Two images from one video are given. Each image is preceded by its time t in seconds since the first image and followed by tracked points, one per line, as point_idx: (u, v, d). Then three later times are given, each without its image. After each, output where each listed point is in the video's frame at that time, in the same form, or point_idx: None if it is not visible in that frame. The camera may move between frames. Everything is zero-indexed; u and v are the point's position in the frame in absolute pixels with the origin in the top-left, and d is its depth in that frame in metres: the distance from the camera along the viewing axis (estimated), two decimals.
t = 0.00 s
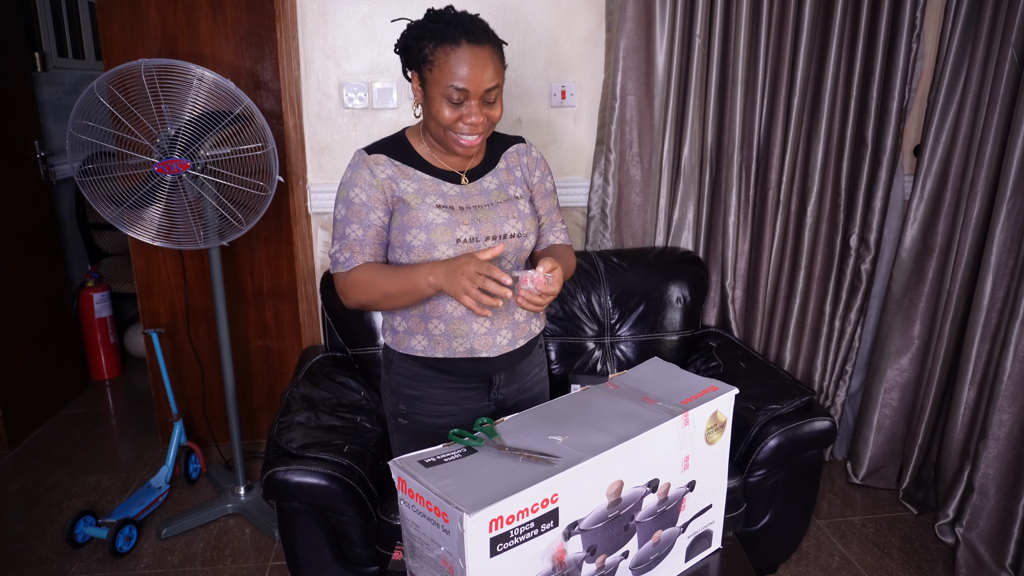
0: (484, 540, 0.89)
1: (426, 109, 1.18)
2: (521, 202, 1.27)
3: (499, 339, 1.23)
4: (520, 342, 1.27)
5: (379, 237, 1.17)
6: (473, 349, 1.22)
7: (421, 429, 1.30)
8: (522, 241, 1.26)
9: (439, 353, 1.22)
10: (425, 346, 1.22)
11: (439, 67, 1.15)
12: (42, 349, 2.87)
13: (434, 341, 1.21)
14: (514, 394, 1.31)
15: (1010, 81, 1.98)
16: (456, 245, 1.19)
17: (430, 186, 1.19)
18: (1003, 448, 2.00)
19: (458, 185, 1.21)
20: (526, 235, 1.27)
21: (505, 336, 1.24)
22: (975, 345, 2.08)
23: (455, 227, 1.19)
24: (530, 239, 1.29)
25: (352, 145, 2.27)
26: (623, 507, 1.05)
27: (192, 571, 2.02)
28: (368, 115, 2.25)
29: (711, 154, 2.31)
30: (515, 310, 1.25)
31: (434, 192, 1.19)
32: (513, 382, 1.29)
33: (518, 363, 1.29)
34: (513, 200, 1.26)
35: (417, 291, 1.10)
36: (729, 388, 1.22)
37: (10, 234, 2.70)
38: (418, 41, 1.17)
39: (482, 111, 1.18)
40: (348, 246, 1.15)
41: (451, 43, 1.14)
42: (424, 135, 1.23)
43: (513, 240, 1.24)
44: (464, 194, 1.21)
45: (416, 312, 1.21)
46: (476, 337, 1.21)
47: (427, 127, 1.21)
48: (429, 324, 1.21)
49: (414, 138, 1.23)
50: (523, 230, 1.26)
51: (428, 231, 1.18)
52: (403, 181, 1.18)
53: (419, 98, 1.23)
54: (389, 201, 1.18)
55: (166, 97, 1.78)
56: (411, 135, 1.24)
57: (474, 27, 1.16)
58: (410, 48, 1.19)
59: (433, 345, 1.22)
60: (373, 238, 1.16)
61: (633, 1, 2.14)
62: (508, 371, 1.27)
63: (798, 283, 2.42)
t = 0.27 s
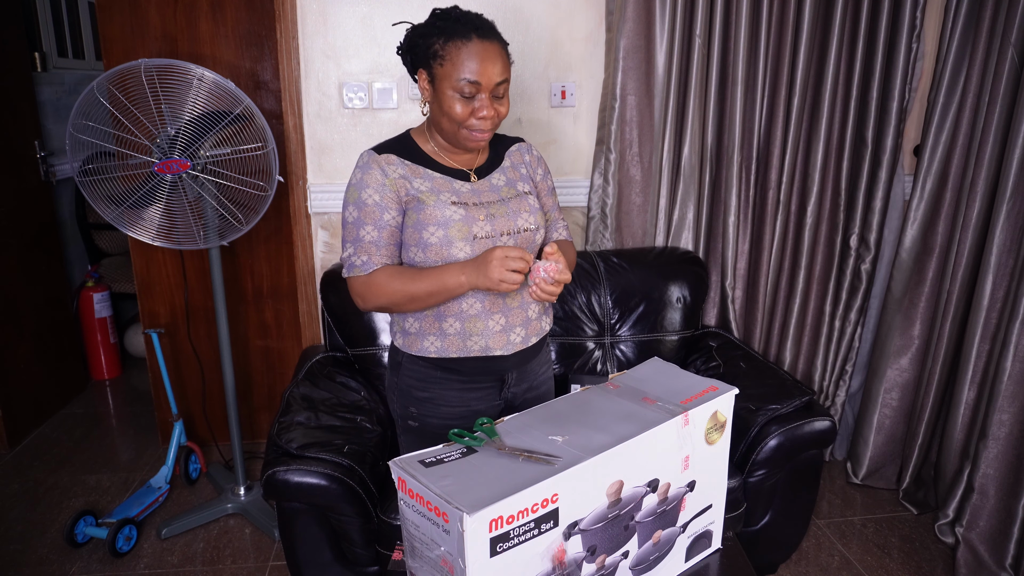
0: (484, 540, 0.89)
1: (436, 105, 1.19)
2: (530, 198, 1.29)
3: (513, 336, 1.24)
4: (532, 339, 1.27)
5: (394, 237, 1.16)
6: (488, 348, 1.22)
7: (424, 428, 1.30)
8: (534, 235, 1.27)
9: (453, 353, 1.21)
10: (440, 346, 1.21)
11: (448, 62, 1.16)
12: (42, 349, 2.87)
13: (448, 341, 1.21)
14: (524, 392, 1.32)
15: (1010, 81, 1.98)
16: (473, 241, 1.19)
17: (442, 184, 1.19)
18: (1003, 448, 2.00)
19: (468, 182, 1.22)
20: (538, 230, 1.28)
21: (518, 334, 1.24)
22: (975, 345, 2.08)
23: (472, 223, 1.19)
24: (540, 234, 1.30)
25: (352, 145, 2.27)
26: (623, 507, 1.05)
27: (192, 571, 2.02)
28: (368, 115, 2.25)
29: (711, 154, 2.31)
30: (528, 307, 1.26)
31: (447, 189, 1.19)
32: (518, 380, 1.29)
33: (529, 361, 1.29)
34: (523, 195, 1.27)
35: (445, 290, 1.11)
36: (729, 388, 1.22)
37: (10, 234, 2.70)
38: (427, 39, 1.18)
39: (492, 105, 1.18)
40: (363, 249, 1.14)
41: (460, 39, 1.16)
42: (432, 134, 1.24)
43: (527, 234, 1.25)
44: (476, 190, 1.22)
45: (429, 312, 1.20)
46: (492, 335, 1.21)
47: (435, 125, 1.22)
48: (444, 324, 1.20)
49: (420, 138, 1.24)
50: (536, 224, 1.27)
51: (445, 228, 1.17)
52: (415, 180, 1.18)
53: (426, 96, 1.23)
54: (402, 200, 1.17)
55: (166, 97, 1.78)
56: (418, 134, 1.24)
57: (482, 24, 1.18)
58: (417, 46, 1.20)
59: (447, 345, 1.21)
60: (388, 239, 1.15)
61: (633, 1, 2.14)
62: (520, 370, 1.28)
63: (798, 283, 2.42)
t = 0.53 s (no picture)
0: (483, 540, 0.89)
1: (446, 105, 1.19)
2: (538, 196, 1.29)
3: (523, 334, 1.24)
4: (541, 338, 1.27)
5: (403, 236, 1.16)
6: (498, 346, 1.22)
7: (427, 427, 1.30)
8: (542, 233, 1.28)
9: (463, 352, 1.21)
10: (450, 344, 1.21)
11: (458, 62, 1.17)
12: (42, 349, 2.87)
13: (458, 339, 1.21)
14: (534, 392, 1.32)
15: (1010, 80, 1.98)
16: (483, 239, 1.19)
17: (452, 182, 1.19)
18: (1003, 448, 2.00)
19: (477, 180, 1.22)
20: (547, 228, 1.28)
21: (528, 332, 1.24)
22: (975, 345, 2.08)
23: (482, 221, 1.19)
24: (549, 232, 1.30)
25: (352, 145, 2.27)
26: (623, 507, 1.05)
27: (192, 571, 2.02)
28: (368, 115, 2.25)
29: (711, 154, 2.31)
30: (537, 305, 1.26)
31: (457, 187, 1.19)
32: (526, 380, 1.29)
33: (538, 360, 1.29)
34: (531, 194, 1.28)
35: (455, 289, 1.11)
36: (729, 388, 1.22)
37: (10, 234, 2.70)
38: (437, 40, 1.19)
39: (502, 105, 1.19)
40: (372, 248, 1.14)
41: (470, 39, 1.17)
42: (440, 134, 1.24)
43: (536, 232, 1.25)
44: (485, 189, 1.22)
45: (439, 310, 1.20)
46: (501, 334, 1.21)
47: (444, 125, 1.22)
48: (454, 322, 1.20)
49: (429, 138, 1.24)
50: (544, 222, 1.27)
51: (455, 226, 1.17)
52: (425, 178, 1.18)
53: (435, 97, 1.23)
54: (411, 199, 1.17)
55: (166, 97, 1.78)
56: (427, 135, 1.24)
57: (492, 25, 1.18)
58: (427, 47, 1.20)
59: (457, 343, 1.21)
60: (397, 238, 1.16)
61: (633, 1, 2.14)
62: (530, 368, 1.28)
63: (798, 284, 2.42)
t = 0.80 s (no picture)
0: (484, 540, 0.89)
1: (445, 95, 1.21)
2: (544, 197, 1.27)
3: (519, 338, 1.23)
4: (540, 342, 1.26)
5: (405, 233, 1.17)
6: (493, 348, 1.21)
7: (428, 426, 1.31)
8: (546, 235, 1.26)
9: (458, 351, 1.21)
10: (446, 343, 1.22)
11: (452, 51, 1.19)
12: (42, 349, 2.87)
13: (453, 338, 1.21)
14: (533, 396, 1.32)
15: (1010, 81, 1.98)
16: (481, 239, 1.18)
17: (454, 180, 1.19)
18: (1003, 448, 2.00)
19: (481, 179, 1.21)
20: (550, 230, 1.26)
21: (525, 335, 1.23)
22: (975, 345, 2.08)
23: (480, 220, 1.18)
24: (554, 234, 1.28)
25: (352, 145, 2.27)
26: (623, 507, 1.05)
27: (192, 571, 2.01)
28: (368, 115, 2.25)
29: (711, 154, 2.31)
30: (536, 309, 1.25)
31: (459, 185, 1.19)
32: (529, 381, 1.30)
33: (538, 363, 1.29)
34: (536, 194, 1.26)
35: (457, 290, 1.13)
36: (729, 388, 1.22)
37: (10, 234, 2.70)
38: (437, 38, 1.23)
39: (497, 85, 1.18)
40: (374, 244, 1.16)
41: (465, 27, 1.19)
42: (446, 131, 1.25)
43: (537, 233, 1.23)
44: (488, 188, 1.21)
45: (437, 309, 1.21)
46: (497, 335, 1.21)
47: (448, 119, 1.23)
48: (450, 321, 1.21)
49: (436, 135, 1.25)
50: (547, 224, 1.25)
51: (453, 224, 1.17)
52: (428, 176, 1.18)
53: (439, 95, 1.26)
54: (414, 195, 1.18)
55: (166, 97, 1.78)
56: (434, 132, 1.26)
57: (487, 16, 1.21)
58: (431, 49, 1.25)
59: (452, 343, 1.21)
60: (399, 234, 1.17)
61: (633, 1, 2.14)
62: (528, 371, 1.28)
63: (798, 284, 2.42)
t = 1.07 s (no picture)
0: (484, 541, 0.89)
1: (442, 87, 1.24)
2: (546, 201, 1.25)
3: (509, 341, 1.22)
4: (532, 347, 1.24)
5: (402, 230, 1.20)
6: (481, 350, 1.21)
7: (428, 425, 1.31)
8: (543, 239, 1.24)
9: (448, 351, 1.22)
10: (436, 341, 1.23)
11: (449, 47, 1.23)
12: (42, 349, 2.87)
13: (444, 337, 1.22)
14: (529, 399, 1.30)
15: (1010, 80, 1.98)
16: (472, 241, 1.18)
17: (453, 181, 1.19)
18: (1003, 448, 2.00)
19: (482, 180, 1.20)
20: (549, 235, 1.24)
21: (516, 339, 1.22)
22: (975, 345, 2.08)
23: (473, 223, 1.18)
24: (553, 238, 1.26)
25: (352, 145, 2.27)
26: (623, 507, 1.05)
27: (192, 571, 2.01)
28: (368, 115, 2.25)
29: (711, 154, 2.31)
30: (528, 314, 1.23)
31: (457, 186, 1.19)
32: (527, 384, 1.28)
33: (534, 366, 1.27)
34: (537, 198, 1.24)
35: (444, 291, 1.16)
36: (729, 388, 1.22)
37: (10, 234, 2.70)
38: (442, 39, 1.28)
39: (489, 75, 1.20)
40: (371, 238, 1.18)
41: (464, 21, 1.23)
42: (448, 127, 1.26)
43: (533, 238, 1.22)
44: (487, 190, 1.20)
45: (429, 307, 1.22)
46: (485, 338, 1.21)
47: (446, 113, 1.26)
48: (441, 320, 1.22)
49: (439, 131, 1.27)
50: (545, 229, 1.23)
51: (446, 225, 1.18)
52: (428, 175, 1.18)
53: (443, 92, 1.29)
54: (413, 194, 1.19)
55: (166, 97, 1.78)
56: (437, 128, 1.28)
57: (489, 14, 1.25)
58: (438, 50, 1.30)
59: (443, 342, 1.22)
60: (396, 231, 1.19)
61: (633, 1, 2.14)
62: (520, 374, 1.26)
63: (798, 284, 2.42)
